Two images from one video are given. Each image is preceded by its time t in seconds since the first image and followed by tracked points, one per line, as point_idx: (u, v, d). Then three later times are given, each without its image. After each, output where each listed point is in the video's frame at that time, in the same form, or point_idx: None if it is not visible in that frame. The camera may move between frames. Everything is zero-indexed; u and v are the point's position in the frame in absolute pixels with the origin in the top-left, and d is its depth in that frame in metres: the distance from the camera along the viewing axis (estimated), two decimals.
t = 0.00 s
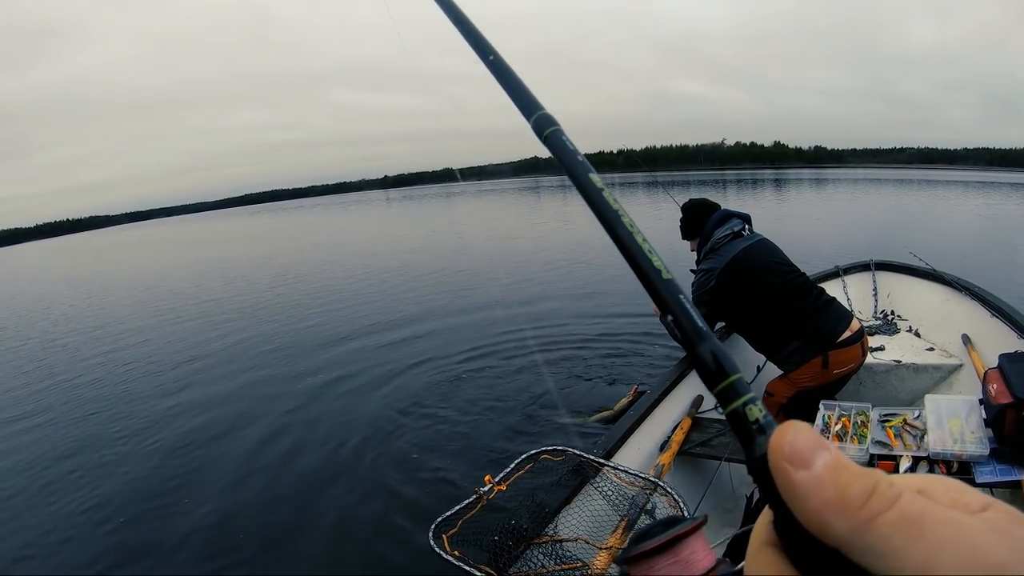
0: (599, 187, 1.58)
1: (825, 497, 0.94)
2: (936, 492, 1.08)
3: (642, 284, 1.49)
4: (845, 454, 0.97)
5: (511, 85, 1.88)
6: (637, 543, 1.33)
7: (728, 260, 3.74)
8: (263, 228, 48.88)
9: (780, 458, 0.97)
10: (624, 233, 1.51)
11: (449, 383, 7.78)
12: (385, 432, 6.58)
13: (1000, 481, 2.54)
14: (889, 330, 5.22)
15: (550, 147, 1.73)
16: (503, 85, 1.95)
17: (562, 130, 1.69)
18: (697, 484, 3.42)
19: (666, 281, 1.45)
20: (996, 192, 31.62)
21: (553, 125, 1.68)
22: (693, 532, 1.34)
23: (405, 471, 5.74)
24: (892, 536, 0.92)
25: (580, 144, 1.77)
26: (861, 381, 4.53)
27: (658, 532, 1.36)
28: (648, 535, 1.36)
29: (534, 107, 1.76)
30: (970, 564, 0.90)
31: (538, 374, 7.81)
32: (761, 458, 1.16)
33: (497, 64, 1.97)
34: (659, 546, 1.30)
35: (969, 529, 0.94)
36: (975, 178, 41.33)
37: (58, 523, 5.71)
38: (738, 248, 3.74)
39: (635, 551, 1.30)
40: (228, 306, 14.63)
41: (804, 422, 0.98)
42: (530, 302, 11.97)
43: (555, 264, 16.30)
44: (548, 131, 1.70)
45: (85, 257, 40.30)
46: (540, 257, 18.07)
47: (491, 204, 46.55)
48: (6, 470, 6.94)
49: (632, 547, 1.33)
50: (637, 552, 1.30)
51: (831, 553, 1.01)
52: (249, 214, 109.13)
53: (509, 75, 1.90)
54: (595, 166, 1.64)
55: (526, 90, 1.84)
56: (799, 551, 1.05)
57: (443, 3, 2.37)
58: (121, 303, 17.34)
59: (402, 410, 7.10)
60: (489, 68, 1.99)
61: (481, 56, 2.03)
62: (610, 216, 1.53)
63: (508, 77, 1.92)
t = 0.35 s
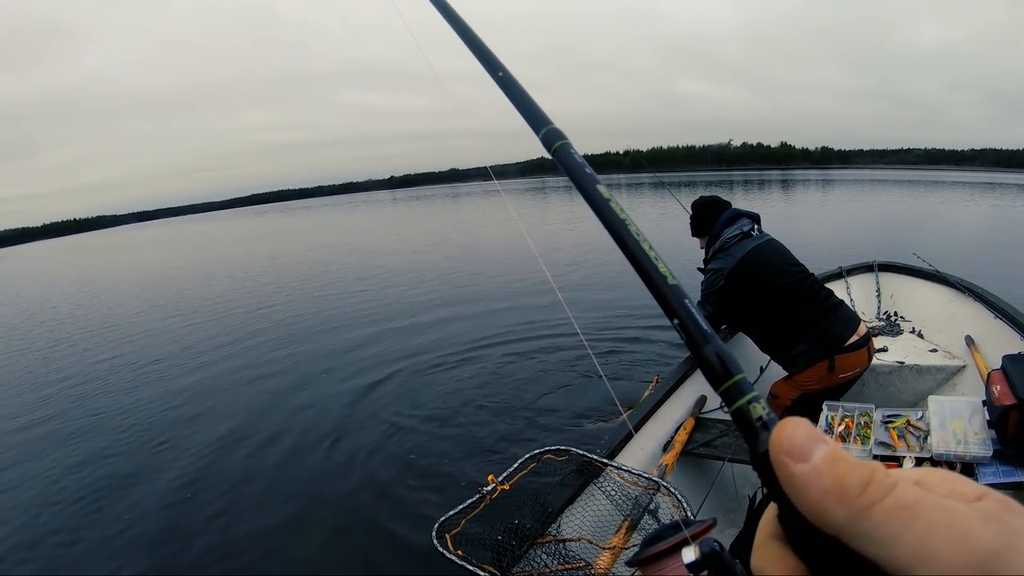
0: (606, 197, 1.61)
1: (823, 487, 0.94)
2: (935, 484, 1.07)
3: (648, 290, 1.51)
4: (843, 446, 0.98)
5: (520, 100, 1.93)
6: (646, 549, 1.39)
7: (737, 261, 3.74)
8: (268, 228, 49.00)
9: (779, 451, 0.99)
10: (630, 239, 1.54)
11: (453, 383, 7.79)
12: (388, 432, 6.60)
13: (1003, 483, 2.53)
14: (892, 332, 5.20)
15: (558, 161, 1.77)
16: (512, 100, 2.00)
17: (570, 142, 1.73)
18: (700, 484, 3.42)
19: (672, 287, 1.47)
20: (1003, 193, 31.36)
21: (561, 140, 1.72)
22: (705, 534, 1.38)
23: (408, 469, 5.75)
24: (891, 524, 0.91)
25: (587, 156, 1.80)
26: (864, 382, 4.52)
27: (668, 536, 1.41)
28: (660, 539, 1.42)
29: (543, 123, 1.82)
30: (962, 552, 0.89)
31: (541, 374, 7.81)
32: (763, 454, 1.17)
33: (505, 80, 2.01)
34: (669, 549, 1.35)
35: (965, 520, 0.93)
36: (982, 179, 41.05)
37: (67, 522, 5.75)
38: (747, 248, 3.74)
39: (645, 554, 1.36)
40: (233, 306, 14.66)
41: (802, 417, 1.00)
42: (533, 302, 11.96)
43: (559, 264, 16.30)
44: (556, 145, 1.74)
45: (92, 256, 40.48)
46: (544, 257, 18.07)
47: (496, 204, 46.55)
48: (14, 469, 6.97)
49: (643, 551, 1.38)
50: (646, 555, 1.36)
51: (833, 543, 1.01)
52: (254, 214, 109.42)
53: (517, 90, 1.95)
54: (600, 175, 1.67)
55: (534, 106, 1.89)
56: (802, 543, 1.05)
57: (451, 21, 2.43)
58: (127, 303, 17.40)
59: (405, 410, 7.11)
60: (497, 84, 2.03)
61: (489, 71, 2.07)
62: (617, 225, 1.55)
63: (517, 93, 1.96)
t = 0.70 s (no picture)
0: (606, 200, 1.60)
1: (825, 493, 0.93)
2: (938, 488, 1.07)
3: (649, 293, 1.51)
4: (845, 451, 0.97)
5: (519, 103, 1.93)
6: (649, 553, 1.42)
7: (738, 261, 3.74)
8: (272, 227, 49.14)
9: (780, 457, 0.98)
10: (630, 242, 1.54)
11: (453, 381, 7.79)
12: (388, 429, 6.61)
13: (1003, 484, 2.52)
14: (892, 331, 5.19)
15: (558, 163, 1.77)
16: (512, 102, 2.00)
17: (570, 144, 1.74)
18: (700, 480, 3.42)
19: (673, 290, 1.47)
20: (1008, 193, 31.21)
21: (561, 142, 1.72)
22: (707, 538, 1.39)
23: (409, 467, 5.76)
24: (894, 531, 0.91)
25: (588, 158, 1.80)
26: (864, 381, 4.50)
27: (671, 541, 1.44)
28: (663, 544, 1.45)
29: (543, 125, 1.82)
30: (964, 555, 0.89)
31: (541, 372, 7.81)
32: (765, 459, 1.17)
33: (505, 81, 2.01)
34: (671, 553, 1.37)
35: (968, 525, 0.93)
36: (987, 178, 40.86)
37: (71, 519, 5.78)
38: (750, 248, 3.73)
39: (648, 559, 1.39)
40: (237, 304, 14.70)
41: (804, 421, 0.98)
42: (535, 300, 11.95)
43: (561, 263, 16.29)
44: (556, 147, 1.74)
45: (98, 254, 40.68)
46: (546, 256, 18.07)
47: (499, 202, 46.59)
48: (19, 466, 7.02)
49: (648, 555, 1.41)
50: (649, 560, 1.39)
51: (835, 549, 1.00)
52: (258, 211, 109.58)
53: (517, 92, 1.95)
54: (600, 177, 1.67)
55: (533, 108, 1.89)
56: (804, 548, 1.05)
57: (451, 22, 2.43)
58: (131, 300, 17.47)
59: (407, 407, 7.12)
60: (497, 85, 2.03)
61: (489, 73, 2.07)
62: (617, 227, 1.55)
63: (516, 94, 1.96)
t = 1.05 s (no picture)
0: (610, 204, 1.60)
1: (828, 502, 0.93)
2: (941, 497, 1.07)
3: (653, 298, 1.51)
4: (848, 460, 0.97)
5: (522, 105, 1.93)
6: (652, 559, 1.43)
7: (730, 261, 3.75)
8: (271, 223, 49.06)
9: (784, 465, 0.98)
10: (634, 247, 1.54)
11: (451, 377, 7.78)
12: (385, 426, 6.60)
13: (998, 481, 2.54)
14: (889, 328, 5.19)
15: (562, 166, 1.77)
16: (514, 105, 2.00)
17: (572, 147, 1.74)
18: (694, 476, 3.43)
19: (676, 295, 1.47)
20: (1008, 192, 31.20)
21: (564, 146, 1.73)
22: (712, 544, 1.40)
23: (406, 464, 5.76)
24: (896, 541, 0.92)
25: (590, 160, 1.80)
26: (860, 378, 4.50)
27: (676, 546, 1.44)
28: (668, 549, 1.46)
29: (546, 128, 1.82)
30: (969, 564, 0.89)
31: (538, 369, 7.81)
32: (769, 466, 1.17)
33: (508, 84, 2.01)
34: (678, 558, 1.38)
35: (970, 536, 0.94)
36: (986, 177, 40.85)
37: (69, 517, 5.78)
38: (741, 248, 3.75)
39: (651, 564, 1.40)
40: (235, 301, 14.68)
41: (806, 429, 0.99)
42: (533, 296, 11.95)
43: (560, 260, 16.27)
44: (559, 150, 1.74)
45: (98, 250, 40.67)
46: (544, 252, 18.05)
47: (499, 199, 46.54)
48: (18, 463, 7.02)
49: (654, 558, 1.42)
50: (655, 563, 1.39)
51: (839, 558, 1.01)
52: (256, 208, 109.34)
53: (519, 94, 1.94)
54: (604, 181, 1.66)
55: (537, 111, 1.89)
56: (810, 558, 1.04)
57: (453, 24, 2.42)
58: (130, 297, 17.47)
59: (405, 403, 7.11)
60: (500, 88, 2.03)
61: (491, 76, 2.07)
62: (620, 232, 1.55)
63: (519, 97, 1.96)
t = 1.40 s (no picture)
0: (610, 208, 1.60)
1: (829, 507, 0.93)
2: (942, 502, 1.07)
3: (653, 302, 1.51)
4: (850, 465, 0.97)
5: (522, 107, 1.92)
6: (653, 563, 1.42)
7: (719, 265, 3.74)
8: (268, 221, 48.95)
9: (785, 470, 0.98)
10: (633, 250, 1.54)
11: (446, 378, 7.77)
12: (381, 427, 6.58)
13: (993, 480, 2.55)
14: (883, 328, 5.21)
15: (562, 168, 1.77)
16: (514, 107, 1.99)
17: (573, 150, 1.74)
18: (689, 480, 3.44)
19: (677, 299, 1.47)
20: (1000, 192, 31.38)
21: (564, 148, 1.72)
22: (711, 547, 1.41)
23: (402, 465, 5.75)
24: (897, 546, 0.91)
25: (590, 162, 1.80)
26: (854, 378, 4.52)
27: (677, 548, 1.44)
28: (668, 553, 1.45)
29: (545, 130, 1.81)
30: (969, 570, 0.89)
31: (534, 370, 7.81)
32: (770, 470, 1.17)
33: (507, 86, 2.00)
34: (676, 562, 1.37)
35: (971, 542, 0.93)
36: (979, 176, 41.07)
37: (63, 518, 5.74)
38: (730, 253, 3.75)
39: (651, 569, 1.39)
40: (230, 300, 14.60)
41: (806, 434, 0.99)
42: (529, 295, 11.94)
43: (557, 259, 16.28)
44: (559, 153, 1.74)
45: (94, 249, 40.55)
46: (541, 251, 18.05)
47: (497, 198, 46.58)
48: (11, 463, 6.97)
49: (653, 562, 1.42)
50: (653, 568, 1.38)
51: (840, 563, 1.00)
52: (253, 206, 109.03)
53: (519, 96, 1.94)
54: (604, 184, 1.66)
55: (537, 113, 1.88)
56: (810, 562, 1.04)
57: (451, 26, 2.42)
58: (126, 296, 17.38)
59: (401, 404, 7.10)
60: (500, 90, 2.02)
61: (491, 78, 2.06)
62: (620, 235, 1.55)
63: (518, 98, 1.96)
